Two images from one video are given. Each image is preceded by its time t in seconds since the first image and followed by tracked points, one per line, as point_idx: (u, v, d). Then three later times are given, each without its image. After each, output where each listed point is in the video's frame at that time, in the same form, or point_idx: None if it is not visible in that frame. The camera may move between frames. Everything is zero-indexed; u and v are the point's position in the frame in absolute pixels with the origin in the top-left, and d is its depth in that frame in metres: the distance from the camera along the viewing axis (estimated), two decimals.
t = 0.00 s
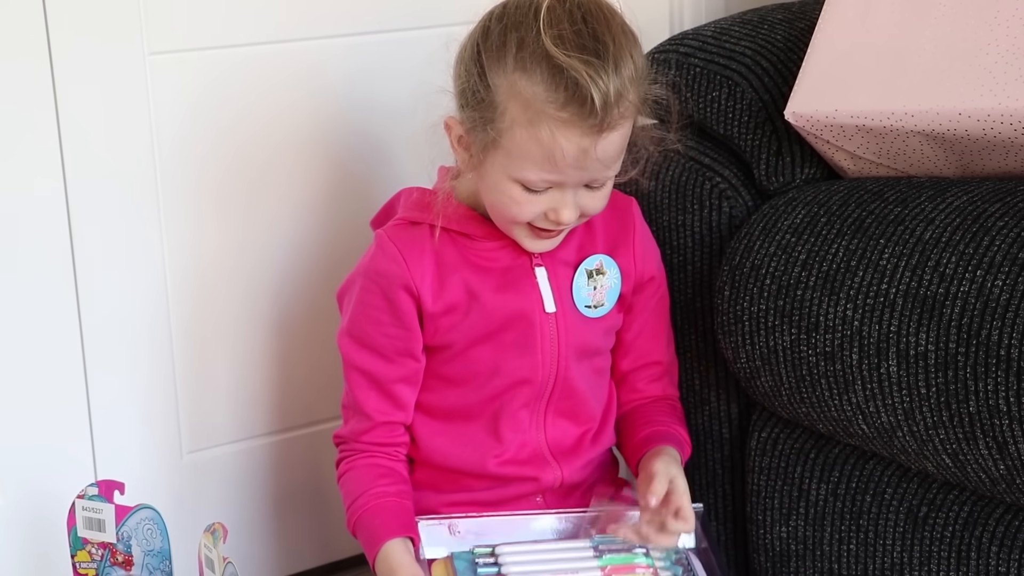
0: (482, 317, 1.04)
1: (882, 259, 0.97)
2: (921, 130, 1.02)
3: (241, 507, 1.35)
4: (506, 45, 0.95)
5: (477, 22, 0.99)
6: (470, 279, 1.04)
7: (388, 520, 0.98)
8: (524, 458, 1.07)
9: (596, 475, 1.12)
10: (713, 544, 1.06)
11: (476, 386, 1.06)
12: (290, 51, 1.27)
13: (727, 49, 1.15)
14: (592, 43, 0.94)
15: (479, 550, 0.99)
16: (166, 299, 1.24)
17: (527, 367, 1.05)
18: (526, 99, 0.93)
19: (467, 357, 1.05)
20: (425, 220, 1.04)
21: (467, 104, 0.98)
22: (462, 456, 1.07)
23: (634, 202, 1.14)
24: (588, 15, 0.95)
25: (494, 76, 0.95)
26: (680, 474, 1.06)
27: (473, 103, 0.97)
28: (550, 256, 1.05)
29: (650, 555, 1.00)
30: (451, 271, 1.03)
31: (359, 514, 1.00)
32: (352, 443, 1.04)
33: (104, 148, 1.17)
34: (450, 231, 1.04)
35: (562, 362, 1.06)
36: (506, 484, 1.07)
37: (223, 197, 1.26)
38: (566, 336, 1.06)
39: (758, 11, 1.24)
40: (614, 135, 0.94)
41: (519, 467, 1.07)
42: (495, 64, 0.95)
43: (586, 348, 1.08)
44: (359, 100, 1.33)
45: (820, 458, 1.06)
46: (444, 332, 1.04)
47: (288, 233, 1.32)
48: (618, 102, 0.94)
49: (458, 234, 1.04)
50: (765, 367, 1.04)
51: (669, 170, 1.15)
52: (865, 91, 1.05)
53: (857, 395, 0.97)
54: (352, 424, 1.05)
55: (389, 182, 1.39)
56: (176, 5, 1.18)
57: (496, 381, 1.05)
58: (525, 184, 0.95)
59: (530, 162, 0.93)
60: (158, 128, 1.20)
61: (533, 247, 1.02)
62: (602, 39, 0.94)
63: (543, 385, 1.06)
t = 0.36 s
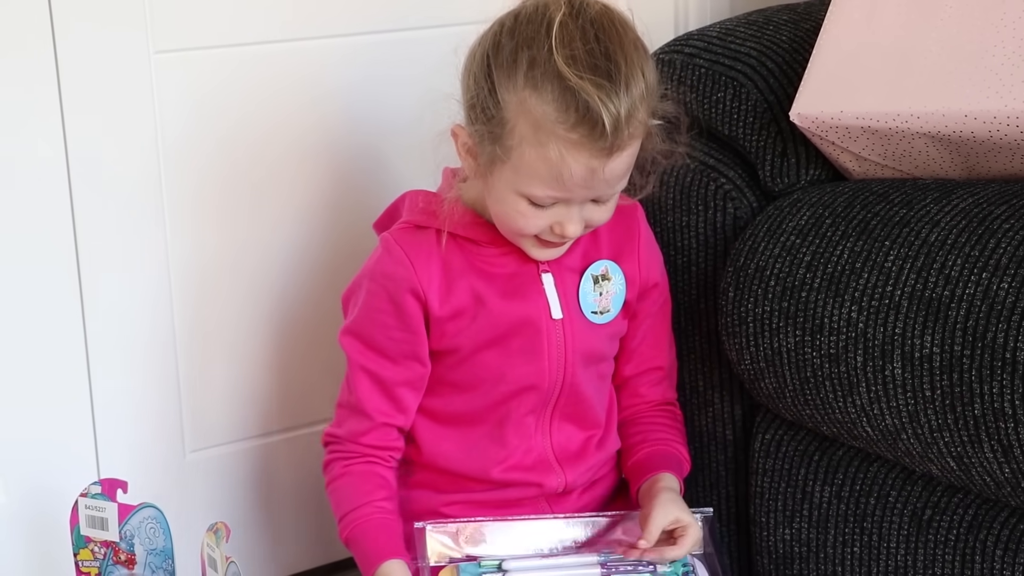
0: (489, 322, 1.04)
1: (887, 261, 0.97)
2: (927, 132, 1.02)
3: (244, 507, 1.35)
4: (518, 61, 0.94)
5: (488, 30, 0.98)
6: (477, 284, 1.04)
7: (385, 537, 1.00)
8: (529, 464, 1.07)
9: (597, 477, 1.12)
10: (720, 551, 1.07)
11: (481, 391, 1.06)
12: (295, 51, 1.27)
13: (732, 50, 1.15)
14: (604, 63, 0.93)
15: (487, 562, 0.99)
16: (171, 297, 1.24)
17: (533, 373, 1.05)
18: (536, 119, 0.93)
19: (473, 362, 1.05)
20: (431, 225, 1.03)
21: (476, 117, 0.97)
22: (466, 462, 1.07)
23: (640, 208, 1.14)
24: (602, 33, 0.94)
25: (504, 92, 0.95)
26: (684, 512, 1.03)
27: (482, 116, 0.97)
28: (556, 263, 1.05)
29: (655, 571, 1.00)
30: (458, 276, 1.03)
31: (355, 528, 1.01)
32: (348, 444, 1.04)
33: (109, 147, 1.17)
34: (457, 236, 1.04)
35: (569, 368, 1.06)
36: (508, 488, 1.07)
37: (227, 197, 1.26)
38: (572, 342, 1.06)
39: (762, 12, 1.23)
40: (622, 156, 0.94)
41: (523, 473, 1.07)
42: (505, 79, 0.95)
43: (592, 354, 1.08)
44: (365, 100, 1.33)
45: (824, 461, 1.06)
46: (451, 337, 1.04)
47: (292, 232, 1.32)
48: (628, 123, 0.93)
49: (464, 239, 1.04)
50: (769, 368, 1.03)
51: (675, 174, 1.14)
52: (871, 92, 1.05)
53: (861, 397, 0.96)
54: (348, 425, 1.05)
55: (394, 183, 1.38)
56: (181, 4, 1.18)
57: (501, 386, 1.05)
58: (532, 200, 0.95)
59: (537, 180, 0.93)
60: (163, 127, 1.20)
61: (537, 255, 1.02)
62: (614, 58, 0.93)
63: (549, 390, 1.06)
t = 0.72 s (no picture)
0: (487, 320, 1.04)
1: (891, 259, 0.97)
2: (930, 129, 1.02)
3: (249, 507, 1.35)
4: (517, 68, 0.94)
5: (487, 32, 0.98)
6: (477, 281, 1.04)
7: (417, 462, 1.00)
8: (531, 462, 1.07)
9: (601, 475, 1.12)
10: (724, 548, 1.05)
11: (483, 389, 1.06)
12: (298, 49, 1.27)
13: (736, 48, 1.15)
14: (603, 72, 0.93)
15: (492, 563, 0.99)
16: (175, 297, 1.25)
17: (533, 371, 1.05)
18: (534, 126, 0.93)
19: (472, 359, 1.05)
20: (431, 224, 1.04)
21: (474, 120, 0.97)
22: (465, 460, 1.07)
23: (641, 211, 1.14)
24: (601, 42, 0.94)
25: (503, 98, 0.95)
26: (677, 504, 1.03)
27: (479, 120, 0.97)
28: (555, 261, 1.05)
29: (661, 570, 0.99)
30: (459, 273, 1.03)
31: (380, 485, 0.99)
32: (342, 425, 1.01)
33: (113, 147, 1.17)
34: (458, 235, 1.04)
35: (568, 366, 1.06)
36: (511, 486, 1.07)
37: (231, 196, 1.26)
38: (572, 340, 1.06)
39: (766, 10, 1.23)
40: (619, 163, 0.94)
41: (525, 471, 1.07)
42: (503, 85, 0.95)
43: (592, 352, 1.08)
44: (368, 99, 1.33)
45: (829, 458, 1.06)
46: (449, 333, 1.05)
47: (296, 231, 1.32)
48: (626, 131, 0.93)
49: (466, 240, 1.04)
50: (774, 366, 1.03)
51: (677, 172, 1.14)
52: (874, 91, 1.05)
53: (866, 394, 0.96)
54: (338, 409, 1.02)
55: (397, 182, 1.38)
56: (184, 4, 1.18)
57: (500, 384, 1.05)
58: (528, 204, 0.95)
59: (535, 186, 0.93)
60: (167, 127, 1.20)
61: (534, 255, 1.02)
62: (613, 66, 0.93)
63: (549, 387, 1.06)
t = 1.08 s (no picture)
0: (488, 317, 1.04)
1: (894, 254, 0.97)
2: (932, 125, 1.02)
3: (252, 504, 1.36)
4: (518, 58, 0.94)
5: (486, 24, 0.98)
6: (477, 277, 1.04)
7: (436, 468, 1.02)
8: (532, 456, 1.07)
9: (603, 470, 1.12)
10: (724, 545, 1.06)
11: (482, 384, 1.06)
12: (299, 47, 1.27)
13: (739, 45, 1.15)
14: (604, 61, 0.93)
15: (493, 559, 0.99)
16: (177, 294, 1.25)
17: (533, 365, 1.05)
18: (536, 115, 0.93)
19: (473, 355, 1.06)
20: (431, 221, 1.04)
21: (474, 111, 0.97)
22: (466, 454, 1.07)
23: (637, 203, 1.14)
24: (601, 31, 0.94)
25: (504, 88, 0.95)
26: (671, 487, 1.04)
27: (480, 111, 0.97)
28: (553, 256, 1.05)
29: (663, 567, 0.99)
30: (458, 269, 1.03)
31: (401, 493, 0.99)
32: (360, 435, 1.02)
33: (115, 145, 1.17)
34: (457, 232, 1.04)
35: (568, 360, 1.06)
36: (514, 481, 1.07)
37: (233, 193, 1.26)
38: (572, 334, 1.06)
39: (768, 6, 1.24)
40: (621, 151, 0.94)
41: (528, 465, 1.07)
42: (504, 76, 0.95)
43: (592, 347, 1.08)
44: (370, 97, 1.34)
45: (831, 454, 1.06)
46: (451, 330, 1.05)
47: (298, 228, 1.32)
48: (627, 119, 0.94)
49: (466, 236, 1.04)
50: (776, 362, 1.04)
51: (680, 167, 1.15)
52: (876, 87, 1.05)
53: (868, 390, 0.97)
54: (354, 418, 1.02)
55: (398, 178, 1.39)
56: (186, 2, 1.18)
57: (500, 379, 1.05)
58: (529, 193, 0.95)
59: (538, 176, 0.94)
60: (169, 125, 1.20)
61: (533, 247, 1.02)
62: (613, 55, 0.94)
63: (549, 381, 1.06)
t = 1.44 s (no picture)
0: (485, 311, 1.04)
1: (891, 254, 0.97)
2: (929, 125, 1.03)
3: (251, 505, 1.36)
4: (516, 52, 0.95)
5: (484, 19, 0.99)
6: (474, 272, 1.04)
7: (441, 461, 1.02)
8: (530, 453, 1.07)
9: (602, 468, 1.12)
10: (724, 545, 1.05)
11: (479, 380, 1.06)
12: (298, 47, 1.27)
13: (737, 45, 1.16)
14: (602, 56, 0.94)
15: (493, 559, 0.99)
16: (177, 295, 1.25)
17: (530, 361, 1.05)
18: (534, 109, 0.93)
19: (471, 351, 1.06)
20: (427, 217, 1.04)
21: (472, 105, 0.98)
22: (464, 451, 1.07)
23: (634, 201, 1.14)
24: (599, 26, 0.95)
25: (502, 82, 0.95)
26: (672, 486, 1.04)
27: (477, 105, 0.97)
28: (550, 251, 1.06)
29: (663, 566, 0.99)
30: (455, 265, 1.04)
31: (407, 488, 1.00)
32: (364, 435, 1.02)
33: (114, 147, 1.17)
34: (453, 227, 1.04)
35: (566, 355, 1.06)
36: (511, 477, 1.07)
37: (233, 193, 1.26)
38: (569, 329, 1.06)
39: (766, 7, 1.24)
40: (618, 145, 0.95)
41: (525, 462, 1.07)
42: (503, 69, 0.95)
43: (589, 343, 1.08)
44: (368, 97, 1.34)
45: (830, 453, 1.06)
46: (450, 327, 1.05)
47: (297, 228, 1.32)
48: (624, 114, 0.94)
49: (465, 234, 1.04)
50: (774, 362, 1.04)
51: (677, 167, 1.15)
52: (874, 87, 1.05)
53: (866, 389, 0.97)
54: (357, 418, 1.03)
55: (396, 178, 1.39)
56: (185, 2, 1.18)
57: (498, 374, 1.05)
58: (526, 187, 0.95)
59: (535, 169, 0.94)
60: (168, 126, 1.20)
61: (527, 243, 1.03)
62: (611, 50, 0.94)
63: (546, 376, 1.06)
